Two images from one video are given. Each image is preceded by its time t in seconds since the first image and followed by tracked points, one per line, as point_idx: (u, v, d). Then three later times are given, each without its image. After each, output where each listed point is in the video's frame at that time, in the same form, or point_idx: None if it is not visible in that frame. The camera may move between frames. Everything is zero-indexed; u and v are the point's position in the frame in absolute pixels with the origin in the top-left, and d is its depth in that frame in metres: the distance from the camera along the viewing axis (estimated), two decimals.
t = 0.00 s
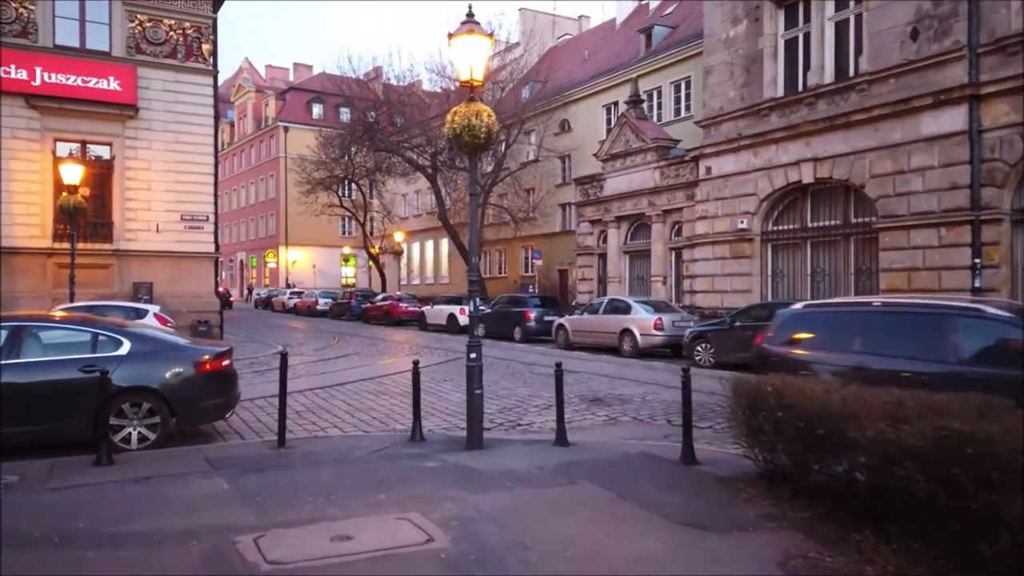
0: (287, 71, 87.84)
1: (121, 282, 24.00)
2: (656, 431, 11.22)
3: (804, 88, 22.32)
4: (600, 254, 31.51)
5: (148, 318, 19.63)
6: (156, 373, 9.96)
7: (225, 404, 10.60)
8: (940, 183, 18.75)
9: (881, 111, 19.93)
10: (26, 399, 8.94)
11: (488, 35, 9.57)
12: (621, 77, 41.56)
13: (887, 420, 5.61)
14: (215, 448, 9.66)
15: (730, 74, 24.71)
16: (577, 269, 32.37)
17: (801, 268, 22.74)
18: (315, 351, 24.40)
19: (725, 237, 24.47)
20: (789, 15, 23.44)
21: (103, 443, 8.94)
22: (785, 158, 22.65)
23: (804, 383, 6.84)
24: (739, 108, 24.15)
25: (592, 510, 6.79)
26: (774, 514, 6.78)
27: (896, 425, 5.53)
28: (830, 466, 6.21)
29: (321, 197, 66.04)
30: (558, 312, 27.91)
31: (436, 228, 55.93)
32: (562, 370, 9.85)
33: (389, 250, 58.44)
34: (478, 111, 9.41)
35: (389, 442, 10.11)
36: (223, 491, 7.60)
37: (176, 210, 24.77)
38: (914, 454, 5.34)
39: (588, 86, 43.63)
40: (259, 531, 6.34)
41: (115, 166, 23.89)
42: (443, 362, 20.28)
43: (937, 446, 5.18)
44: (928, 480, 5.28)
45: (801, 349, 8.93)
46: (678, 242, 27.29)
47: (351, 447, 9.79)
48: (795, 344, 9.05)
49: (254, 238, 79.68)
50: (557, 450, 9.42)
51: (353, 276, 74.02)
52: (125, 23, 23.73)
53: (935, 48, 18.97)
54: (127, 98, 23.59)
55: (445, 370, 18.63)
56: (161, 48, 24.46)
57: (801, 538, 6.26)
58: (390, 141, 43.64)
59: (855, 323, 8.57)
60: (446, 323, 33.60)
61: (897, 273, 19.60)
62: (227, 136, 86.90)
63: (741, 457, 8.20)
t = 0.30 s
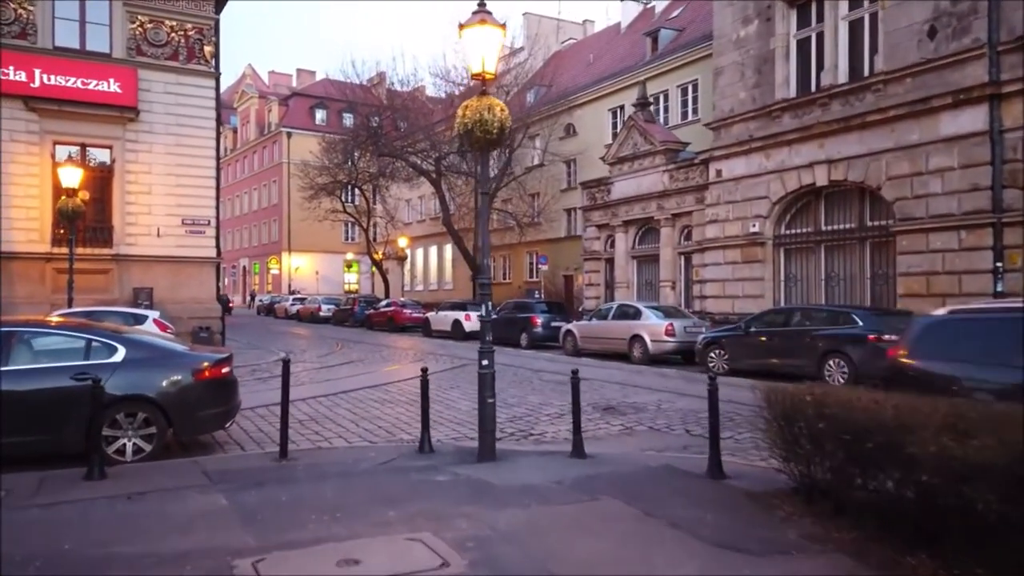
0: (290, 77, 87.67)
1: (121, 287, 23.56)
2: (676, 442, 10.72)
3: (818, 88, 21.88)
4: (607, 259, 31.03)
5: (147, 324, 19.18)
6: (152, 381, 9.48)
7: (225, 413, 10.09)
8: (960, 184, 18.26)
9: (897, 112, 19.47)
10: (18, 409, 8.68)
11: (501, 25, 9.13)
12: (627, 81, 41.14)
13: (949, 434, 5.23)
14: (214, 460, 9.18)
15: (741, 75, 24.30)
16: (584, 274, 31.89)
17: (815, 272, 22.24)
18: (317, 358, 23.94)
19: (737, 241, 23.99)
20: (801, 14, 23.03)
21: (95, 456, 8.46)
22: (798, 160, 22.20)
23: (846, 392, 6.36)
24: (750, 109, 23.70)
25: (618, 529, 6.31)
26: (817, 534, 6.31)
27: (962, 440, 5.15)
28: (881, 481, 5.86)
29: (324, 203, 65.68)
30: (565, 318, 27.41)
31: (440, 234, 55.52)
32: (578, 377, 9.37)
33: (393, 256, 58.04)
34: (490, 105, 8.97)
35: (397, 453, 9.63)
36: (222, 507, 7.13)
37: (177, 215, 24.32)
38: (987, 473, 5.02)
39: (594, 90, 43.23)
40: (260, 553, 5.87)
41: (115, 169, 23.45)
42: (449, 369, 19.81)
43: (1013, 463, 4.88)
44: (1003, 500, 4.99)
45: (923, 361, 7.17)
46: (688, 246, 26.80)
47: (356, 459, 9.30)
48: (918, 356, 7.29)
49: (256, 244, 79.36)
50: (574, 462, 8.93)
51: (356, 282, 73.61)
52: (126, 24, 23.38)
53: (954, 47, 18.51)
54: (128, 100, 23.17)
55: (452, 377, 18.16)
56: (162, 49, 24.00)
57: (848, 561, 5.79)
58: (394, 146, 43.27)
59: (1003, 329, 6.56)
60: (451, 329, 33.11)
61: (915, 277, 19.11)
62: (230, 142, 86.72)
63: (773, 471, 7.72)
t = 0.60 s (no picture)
0: (298, 84, 87.71)
1: (126, 295, 23.24)
2: (700, 457, 10.26)
3: (835, 92, 21.46)
4: (618, 265, 30.60)
5: (152, 332, 18.85)
6: (154, 393, 9.09)
7: (231, 425, 9.68)
8: (984, 189, 17.75)
9: (918, 115, 18.99)
10: (11, 421, 8.33)
11: (519, 21, 8.73)
12: (638, 86, 40.80)
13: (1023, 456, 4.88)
14: (219, 476, 8.77)
15: (755, 79, 23.91)
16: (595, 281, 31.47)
17: (834, 279, 21.75)
18: (325, 366, 23.55)
19: (752, 248, 23.54)
20: (817, 16, 22.63)
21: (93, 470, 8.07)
22: (815, 165, 21.77)
23: (896, 408, 5.93)
24: (766, 113, 23.26)
25: (651, 557, 5.87)
26: (866, 564, 5.86)
27: None
28: (939, 504, 5.56)
29: (331, 210, 65.49)
30: (576, 325, 26.98)
31: (448, 240, 55.20)
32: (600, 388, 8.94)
33: (400, 263, 57.75)
34: (507, 105, 8.56)
35: (409, 469, 9.21)
36: (226, 530, 6.72)
37: (183, 221, 24.01)
38: None
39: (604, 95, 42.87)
40: None
41: (122, 176, 23.22)
42: (460, 379, 19.39)
43: None
44: None
45: None
46: (701, 253, 26.36)
47: (367, 475, 8.88)
48: None
49: (264, 251, 79.24)
50: (596, 479, 8.49)
51: (363, 289, 73.36)
52: (134, 29, 23.08)
53: (977, 48, 17.99)
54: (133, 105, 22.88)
55: (463, 387, 17.73)
56: (169, 54, 23.68)
57: None
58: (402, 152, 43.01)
59: None
60: (460, 336, 32.71)
61: (938, 284, 18.66)
62: (238, 149, 86.81)
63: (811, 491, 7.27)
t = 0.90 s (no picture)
0: (302, 90, 87.54)
1: (126, 300, 22.73)
2: (724, 471, 9.74)
3: (852, 92, 21.00)
4: (627, 271, 30.10)
5: (151, 339, 18.36)
6: (149, 403, 8.59)
7: (228, 438, 9.20)
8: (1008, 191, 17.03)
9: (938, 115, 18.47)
10: None
11: (533, 9, 8.23)
12: (647, 89, 40.36)
13: None
14: (215, 492, 8.25)
15: (768, 79, 23.44)
16: (603, 287, 30.97)
17: (852, 285, 21.31)
18: (328, 374, 23.06)
19: (766, 252, 23.06)
20: (832, 16, 22.18)
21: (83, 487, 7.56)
22: (831, 167, 21.33)
23: (950, 419, 5.34)
24: (779, 115, 22.79)
25: None
26: None
27: None
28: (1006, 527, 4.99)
29: (335, 215, 65.11)
30: (584, 331, 26.47)
31: (453, 246, 54.76)
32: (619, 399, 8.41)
33: (404, 269, 57.30)
34: (522, 98, 8.08)
35: (418, 483, 8.69)
36: (221, 552, 6.19)
37: (184, 226, 23.61)
38: None
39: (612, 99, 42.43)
40: None
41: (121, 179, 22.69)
42: (467, 387, 18.88)
43: None
44: None
45: None
46: (712, 257, 25.86)
47: (373, 490, 8.36)
48: None
49: (267, 257, 78.88)
50: (617, 496, 7.96)
51: (367, 295, 72.98)
52: (135, 30, 22.70)
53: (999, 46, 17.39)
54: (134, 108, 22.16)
55: (470, 395, 17.21)
56: (170, 56, 23.32)
57: None
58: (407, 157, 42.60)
59: None
60: (465, 343, 32.19)
61: (961, 290, 17.74)
62: (241, 155, 86.64)
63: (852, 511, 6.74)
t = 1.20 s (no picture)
0: (300, 92, 87.14)
1: (120, 303, 22.26)
2: (739, 481, 9.32)
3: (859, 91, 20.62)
4: (629, 273, 29.65)
5: (144, 342, 17.93)
6: (135, 410, 8.17)
7: (220, 446, 8.77)
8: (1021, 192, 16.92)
9: (949, 114, 18.11)
10: None
11: None
12: (648, 89, 39.94)
13: None
14: (204, 504, 7.82)
15: (774, 79, 23.05)
16: (605, 289, 30.54)
17: (858, 287, 20.86)
18: (326, 378, 22.62)
19: (771, 254, 22.61)
20: (839, 14, 21.80)
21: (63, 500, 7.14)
22: (838, 168, 20.90)
23: (1004, 434, 5.00)
24: (785, 114, 22.41)
25: None
26: None
27: None
28: None
29: (333, 218, 64.67)
30: (586, 335, 26.05)
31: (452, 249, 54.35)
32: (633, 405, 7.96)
33: (403, 272, 56.87)
34: (530, 88, 7.69)
35: (419, 494, 8.26)
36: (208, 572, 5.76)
37: (180, 227, 23.04)
38: None
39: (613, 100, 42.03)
40: None
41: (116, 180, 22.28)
42: (468, 391, 18.43)
43: None
44: None
45: None
46: (716, 259, 25.48)
47: (371, 502, 7.92)
48: None
49: (265, 260, 78.47)
50: (630, 509, 7.53)
51: (365, 298, 72.56)
52: (130, 28, 22.21)
53: (1011, 43, 17.10)
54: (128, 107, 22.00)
55: (470, 400, 16.78)
56: (166, 54, 22.81)
57: None
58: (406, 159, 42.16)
59: None
60: (465, 347, 31.75)
61: (973, 291, 17.72)
62: (239, 157, 86.22)
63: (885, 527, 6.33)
